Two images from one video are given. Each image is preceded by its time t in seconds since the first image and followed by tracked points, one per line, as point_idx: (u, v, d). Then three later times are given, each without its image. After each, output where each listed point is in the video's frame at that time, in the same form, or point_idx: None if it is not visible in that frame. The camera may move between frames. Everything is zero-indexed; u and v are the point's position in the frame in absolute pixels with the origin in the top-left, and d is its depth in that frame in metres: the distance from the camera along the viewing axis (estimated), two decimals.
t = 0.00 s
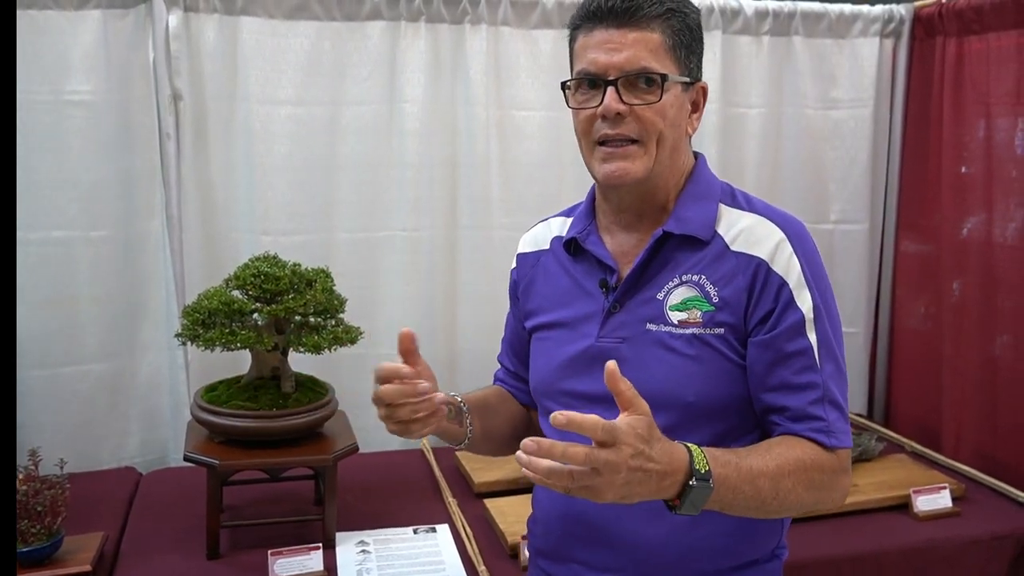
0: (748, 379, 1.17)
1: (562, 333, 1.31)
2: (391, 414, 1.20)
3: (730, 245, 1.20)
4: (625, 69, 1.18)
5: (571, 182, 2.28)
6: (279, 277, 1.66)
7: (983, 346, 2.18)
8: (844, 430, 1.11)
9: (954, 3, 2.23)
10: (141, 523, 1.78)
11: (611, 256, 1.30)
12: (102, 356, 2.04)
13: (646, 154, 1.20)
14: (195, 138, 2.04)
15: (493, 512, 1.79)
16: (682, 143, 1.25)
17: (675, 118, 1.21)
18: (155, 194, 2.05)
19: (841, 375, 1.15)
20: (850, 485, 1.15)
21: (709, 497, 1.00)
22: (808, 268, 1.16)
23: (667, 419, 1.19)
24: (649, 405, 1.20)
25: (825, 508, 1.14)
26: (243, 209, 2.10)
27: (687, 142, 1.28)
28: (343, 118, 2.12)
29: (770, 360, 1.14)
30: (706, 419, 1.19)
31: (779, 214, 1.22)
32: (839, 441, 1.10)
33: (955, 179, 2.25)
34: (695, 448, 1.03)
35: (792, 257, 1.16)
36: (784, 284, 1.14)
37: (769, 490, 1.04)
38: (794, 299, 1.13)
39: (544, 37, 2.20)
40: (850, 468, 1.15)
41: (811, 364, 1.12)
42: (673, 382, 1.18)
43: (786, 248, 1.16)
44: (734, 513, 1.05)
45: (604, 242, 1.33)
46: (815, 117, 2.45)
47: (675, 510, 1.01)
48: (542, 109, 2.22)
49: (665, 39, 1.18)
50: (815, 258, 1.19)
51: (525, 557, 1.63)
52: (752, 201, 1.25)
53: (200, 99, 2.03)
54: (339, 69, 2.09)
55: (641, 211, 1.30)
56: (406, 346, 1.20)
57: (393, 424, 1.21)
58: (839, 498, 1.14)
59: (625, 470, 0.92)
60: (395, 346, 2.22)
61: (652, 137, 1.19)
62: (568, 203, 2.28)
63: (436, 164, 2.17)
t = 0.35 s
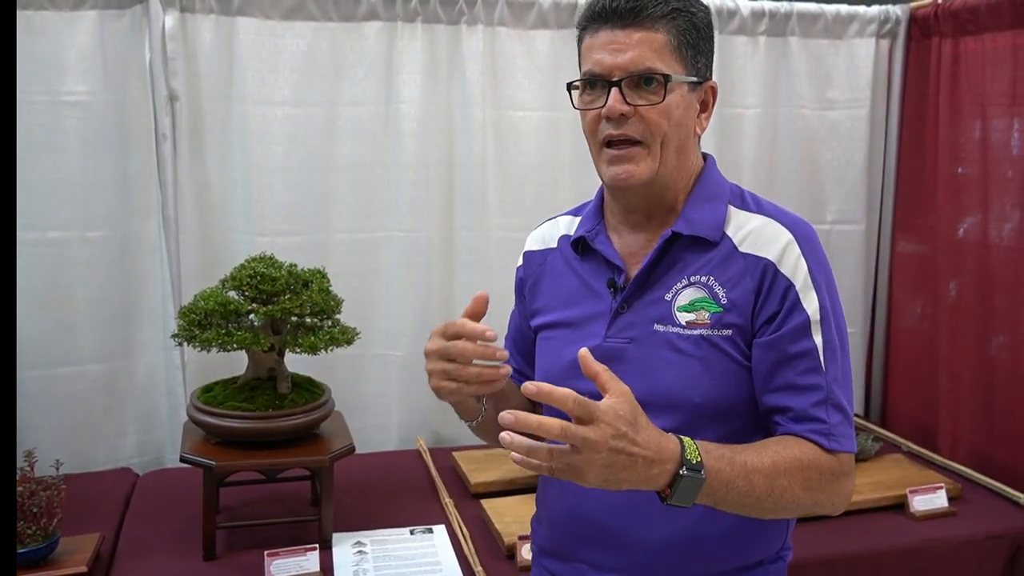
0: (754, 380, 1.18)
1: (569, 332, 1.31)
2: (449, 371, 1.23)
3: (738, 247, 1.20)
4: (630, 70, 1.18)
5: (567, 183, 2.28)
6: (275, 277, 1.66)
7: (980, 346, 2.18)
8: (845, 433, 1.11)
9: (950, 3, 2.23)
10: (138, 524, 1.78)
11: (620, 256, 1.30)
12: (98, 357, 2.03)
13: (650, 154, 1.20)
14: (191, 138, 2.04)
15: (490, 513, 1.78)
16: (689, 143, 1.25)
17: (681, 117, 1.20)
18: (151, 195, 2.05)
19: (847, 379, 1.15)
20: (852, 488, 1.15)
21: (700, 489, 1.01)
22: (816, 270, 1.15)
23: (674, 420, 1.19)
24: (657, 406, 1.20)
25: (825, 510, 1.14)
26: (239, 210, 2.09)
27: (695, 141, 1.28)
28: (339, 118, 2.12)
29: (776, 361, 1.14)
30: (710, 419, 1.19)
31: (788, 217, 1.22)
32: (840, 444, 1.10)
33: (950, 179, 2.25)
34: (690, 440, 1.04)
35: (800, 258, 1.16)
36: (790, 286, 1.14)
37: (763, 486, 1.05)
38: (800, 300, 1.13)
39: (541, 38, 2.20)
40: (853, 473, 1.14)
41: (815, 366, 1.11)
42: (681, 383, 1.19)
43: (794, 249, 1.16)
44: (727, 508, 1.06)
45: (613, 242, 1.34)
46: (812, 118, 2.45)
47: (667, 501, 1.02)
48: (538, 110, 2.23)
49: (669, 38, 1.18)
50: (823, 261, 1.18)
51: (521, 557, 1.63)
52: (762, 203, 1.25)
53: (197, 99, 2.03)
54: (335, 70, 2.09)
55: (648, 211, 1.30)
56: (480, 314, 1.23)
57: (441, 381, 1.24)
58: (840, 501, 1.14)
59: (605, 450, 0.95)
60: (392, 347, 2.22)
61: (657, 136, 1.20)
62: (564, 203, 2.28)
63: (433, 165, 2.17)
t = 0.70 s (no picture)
0: (755, 377, 1.17)
1: (571, 329, 1.31)
2: (466, 327, 1.27)
3: (740, 244, 1.20)
4: (627, 69, 1.18)
5: (565, 182, 2.28)
6: (271, 275, 1.66)
7: (977, 345, 2.18)
8: (844, 429, 1.10)
9: (947, 2, 2.23)
10: (134, 522, 1.77)
11: (624, 253, 1.30)
12: (94, 356, 2.03)
13: (653, 151, 1.19)
14: (187, 136, 2.03)
15: (486, 512, 1.78)
16: (691, 139, 1.24)
17: (681, 114, 1.20)
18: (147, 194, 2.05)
19: (848, 376, 1.14)
20: (853, 488, 1.13)
21: (681, 475, 1.03)
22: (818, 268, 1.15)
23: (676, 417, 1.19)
24: (658, 402, 1.20)
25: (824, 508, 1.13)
26: (236, 209, 2.09)
27: (698, 137, 1.27)
28: (337, 117, 2.12)
29: (776, 357, 1.13)
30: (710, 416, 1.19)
31: (790, 214, 1.21)
32: (836, 439, 1.09)
33: (948, 178, 2.25)
34: (673, 426, 1.06)
35: (800, 256, 1.15)
36: (791, 283, 1.14)
37: (747, 475, 1.06)
38: (800, 297, 1.13)
39: (538, 36, 2.20)
40: (853, 470, 1.12)
41: (815, 361, 1.10)
42: (682, 379, 1.18)
43: (795, 246, 1.16)
44: (712, 496, 1.08)
45: (618, 239, 1.33)
46: (810, 116, 2.45)
47: (649, 487, 1.04)
48: (536, 108, 2.22)
49: (667, 36, 1.18)
50: (826, 258, 1.17)
51: (519, 556, 1.63)
52: (766, 201, 1.24)
53: (193, 97, 2.02)
54: (332, 68, 2.09)
55: (651, 209, 1.29)
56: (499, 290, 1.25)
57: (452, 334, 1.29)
58: (839, 500, 1.12)
59: (573, 428, 0.98)
60: (389, 345, 2.21)
61: (659, 134, 1.19)
62: (562, 202, 2.28)
63: (430, 163, 2.17)
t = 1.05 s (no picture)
0: (755, 373, 1.17)
1: (571, 328, 1.30)
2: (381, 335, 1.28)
3: (738, 241, 1.20)
4: (638, 66, 1.17)
5: (565, 183, 2.27)
6: (271, 276, 1.66)
7: (976, 344, 2.18)
8: (843, 422, 1.10)
9: (946, 2, 2.24)
10: (133, 523, 1.77)
11: (623, 251, 1.30)
12: (93, 356, 2.02)
13: (657, 148, 1.19)
14: (186, 136, 2.03)
15: (486, 512, 1.78)
16: (692, 140, 1.25)
17: (686, 114, 1.20)
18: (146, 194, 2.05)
19: (846, 370, 1.14)
20: (850, 481, 1.14)
21: (680, 458, 1.03)
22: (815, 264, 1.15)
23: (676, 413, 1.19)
24: (659, 399, 1.19)
25: (818, 498, 1.13)
26: (235, 209, 2.08)
27: (698, 138, 1.28)
28: (336, 117, 2.11)
29: (775, 353, 1.13)
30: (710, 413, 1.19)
31: (787, 211, 1.21)
32: (834, 432, 1.09)
33: (948, 178, 2.25)
34: (673, 411, 1.06)
35: (797, 252, 1.15)
36: (788, 280, 1.14)
37: (746, 463, 1.06)
38: (798, 293, 1.13)
39: (538, 35, 2.20)
40: (850, 462, 1.13)
41: (813, 356, 1.11)
42: (682, 376, 1.18)
43: (792, 243, 1.16)
44: (709, 481, 1.08)
45: (616, 238, 1.33)
46: (809, 116, 2.45)
47: (649, 467, 1.04)
48: (535, 108, 2.22)
49: (678, 37, 1.18)
50: (823, 255, 1.17)
51: (519, 556, 1.62)
52: (762, 199, 1.25)
53: (192, 96, 2.02)
54: (331, 68, 2.09)
55: (651, 207, 1.29)
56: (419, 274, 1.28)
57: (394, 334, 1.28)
58: (836, 492, 1.13)
59: (575, 409, 0.97)
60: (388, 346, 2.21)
61: (664, 131, 1.19)
62: (561, 202, 2.28)
63: (429, 163, 2.17)
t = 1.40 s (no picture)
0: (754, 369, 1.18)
1: (571, 328, 1.31)
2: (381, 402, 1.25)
3: (735, 240, 1.20)
4: (632, 71, 1.19)
5: (562, 184, 2.28)
6: (270, 277, 1.66)
7: (971, 344, 2.19)
8: (843, 411, 1.11)
9: (941, 4, 2.25)
10: (133, 524, 1.78)
11: (620, 253, 1.30)
12: (92, 357, 2.03)
13: (653, 152, 1.20)
14: (184, 137, 2.03)
15: (484, 513, 1.79)
16: (687, 143, 1.26)
17: (680, 117, 1.21)
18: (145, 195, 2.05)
19: (844, 363, 1.15)
20: (847, 473, 1.14)
21: (693, 438, 1.03)
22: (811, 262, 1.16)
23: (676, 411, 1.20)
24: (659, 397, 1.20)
25: (820, 491, 1.13)
26: (234, 211, 2.09)
27: (693, 142, 1.29)
28: (334, 118, 2.12)
29: (773, 348, 1.14)
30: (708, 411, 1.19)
31: (781, 211, 1.22)
32: (836, 420, 1.10)
33: (943, 179, 2.26)
34: (685, 396, 1.06)
35: (793, 250, 1.16)
36: (785, 277, 1.15)
37: (757, 446, 1.06)
38: (795, 289, 1.14)
39: (535, 37, 2.21)
40: (849, 454, 1.13)
41: (812, 349, 1.12)
42: (682, 374, 1.19)
43: (787, 241, 1.17)
44: (719, 468, 1.07)
45: (613, 240, 1.34)
46: (805, 118, 2.46)
47: (662, 448, 1.04)
48: (532, 109, 2.23)
49: (671, 42, 1.19)
50: (818, 252, 1.19)
51: (517, 556, 1.63)
52: (757, 200, 1.26)
53: (191, 98, 2.02)
54: (329, 70, 2.09)
55: (649, 210, 1.30)
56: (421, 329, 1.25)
57: (386, 395, 1.24)
58: (835, 484, 1.13)
59: (597, 384, 0.97)
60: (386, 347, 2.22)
61: (659, 135, 1.20)
62: (558, 204, 2.28)
63: (426, 165, 2.17)
